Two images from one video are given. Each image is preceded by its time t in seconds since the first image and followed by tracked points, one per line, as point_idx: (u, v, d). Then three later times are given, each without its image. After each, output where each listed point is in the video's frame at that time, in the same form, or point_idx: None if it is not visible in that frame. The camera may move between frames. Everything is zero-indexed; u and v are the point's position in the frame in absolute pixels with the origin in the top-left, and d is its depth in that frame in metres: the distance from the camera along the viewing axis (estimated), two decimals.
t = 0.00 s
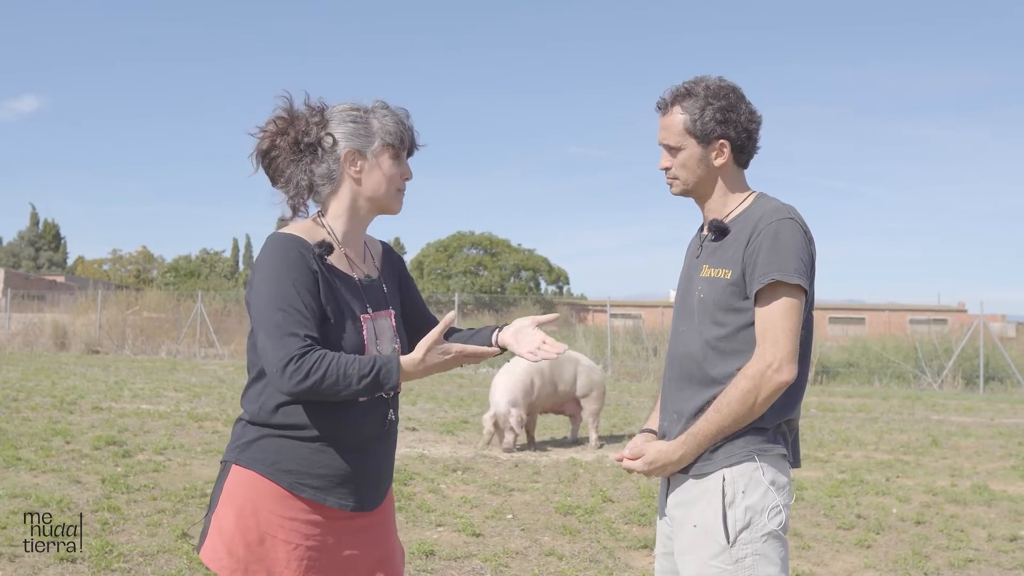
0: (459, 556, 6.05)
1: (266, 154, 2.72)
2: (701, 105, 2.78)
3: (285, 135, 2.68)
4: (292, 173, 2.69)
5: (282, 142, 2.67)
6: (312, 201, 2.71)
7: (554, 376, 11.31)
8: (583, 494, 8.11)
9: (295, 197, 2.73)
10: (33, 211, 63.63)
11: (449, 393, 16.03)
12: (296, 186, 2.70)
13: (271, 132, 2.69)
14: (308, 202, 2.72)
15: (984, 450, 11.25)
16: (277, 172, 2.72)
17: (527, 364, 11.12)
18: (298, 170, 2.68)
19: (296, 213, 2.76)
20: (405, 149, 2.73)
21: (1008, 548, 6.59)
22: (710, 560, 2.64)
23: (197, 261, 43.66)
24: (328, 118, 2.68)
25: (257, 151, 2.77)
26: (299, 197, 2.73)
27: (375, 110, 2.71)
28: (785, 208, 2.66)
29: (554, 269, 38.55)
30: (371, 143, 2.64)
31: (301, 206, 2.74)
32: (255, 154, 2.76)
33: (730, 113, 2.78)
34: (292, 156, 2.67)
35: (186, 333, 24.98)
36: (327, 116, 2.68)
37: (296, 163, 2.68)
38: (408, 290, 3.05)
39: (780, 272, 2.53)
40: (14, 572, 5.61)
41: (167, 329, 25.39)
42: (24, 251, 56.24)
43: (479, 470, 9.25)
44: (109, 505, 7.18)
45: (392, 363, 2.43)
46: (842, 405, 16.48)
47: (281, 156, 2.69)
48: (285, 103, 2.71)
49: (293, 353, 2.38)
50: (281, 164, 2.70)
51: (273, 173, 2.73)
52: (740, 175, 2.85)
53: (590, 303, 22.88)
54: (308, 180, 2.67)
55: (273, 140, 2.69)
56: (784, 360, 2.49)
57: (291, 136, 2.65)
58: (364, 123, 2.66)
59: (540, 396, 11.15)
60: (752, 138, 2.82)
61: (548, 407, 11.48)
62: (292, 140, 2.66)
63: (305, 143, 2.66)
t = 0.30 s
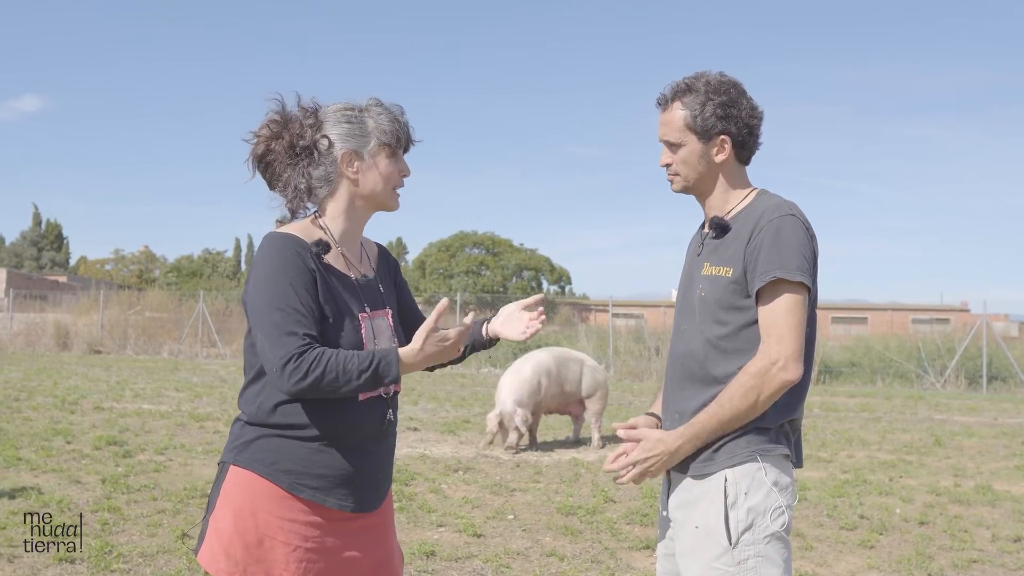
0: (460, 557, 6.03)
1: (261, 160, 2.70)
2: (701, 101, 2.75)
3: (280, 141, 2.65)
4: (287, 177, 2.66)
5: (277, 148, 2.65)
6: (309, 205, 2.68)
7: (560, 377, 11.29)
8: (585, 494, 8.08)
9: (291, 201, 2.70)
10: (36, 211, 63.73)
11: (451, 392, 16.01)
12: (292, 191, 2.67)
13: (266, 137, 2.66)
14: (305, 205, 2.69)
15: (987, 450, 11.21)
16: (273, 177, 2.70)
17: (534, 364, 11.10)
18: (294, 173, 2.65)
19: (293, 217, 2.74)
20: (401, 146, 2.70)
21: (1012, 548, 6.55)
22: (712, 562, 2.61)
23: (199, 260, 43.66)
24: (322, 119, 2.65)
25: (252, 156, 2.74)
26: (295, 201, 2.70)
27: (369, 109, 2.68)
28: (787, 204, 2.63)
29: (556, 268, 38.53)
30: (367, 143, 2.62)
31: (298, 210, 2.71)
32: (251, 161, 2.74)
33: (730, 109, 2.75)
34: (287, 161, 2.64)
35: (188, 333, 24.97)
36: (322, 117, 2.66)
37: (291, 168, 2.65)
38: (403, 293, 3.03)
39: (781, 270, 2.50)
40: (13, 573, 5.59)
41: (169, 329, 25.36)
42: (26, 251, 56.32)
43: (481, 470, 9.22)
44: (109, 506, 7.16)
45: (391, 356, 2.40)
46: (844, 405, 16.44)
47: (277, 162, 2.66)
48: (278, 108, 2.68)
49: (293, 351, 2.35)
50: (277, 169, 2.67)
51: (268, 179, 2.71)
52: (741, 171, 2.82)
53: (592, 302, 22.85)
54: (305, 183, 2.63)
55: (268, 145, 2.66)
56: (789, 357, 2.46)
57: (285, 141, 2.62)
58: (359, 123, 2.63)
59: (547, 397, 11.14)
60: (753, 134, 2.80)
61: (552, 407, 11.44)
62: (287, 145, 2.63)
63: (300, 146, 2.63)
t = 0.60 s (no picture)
0: (462, 559, 6.01)
1: (255, 145, 2.65)
2: (707, 101, 2.72)
3: (277, 127, 2.60)
4: (280, 167, 2.61)
5: (272, 134, 2.60)
6: (298, 196, 2.63)
7: (564, 378, 11.27)
8: (588, 495, 8.06)
9: (280, 190, 2.65)
10: (41, 212, 63.91)
11: (455, 393, 16.00)
12: (282, 180, 2.63)
13: (262, 123, 2.61)
14: (293, 196, 2.64)
15: (993, 451, 11.16)
16: (264, 163, 2.65)
17: (537, 365, 11.07)
18: (286, 166, 2.60)
19: (281, 208, 2.70)
20: (398, 154, 2.69)
21: (1019, 551, 6.50)
22: (715, 567, 2.59)
23: (203, 260, 43.71)
24: (321, 116, 2.61)
25: (246, 136, 2.68)
26: (285, 192, 2.65)
27: (369, 112, 2.65)
28: (792, 203, 2.61)
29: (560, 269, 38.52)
30: (364, 149, 2.60)
31: (286, 201, 2.66)
32: (243, 141, 2.68)
33: (736, 108, 2.72)
34: (281, 152, 2.60)
35: (192, 333, 24.99)
36: (321, 114, 2.61)
37: (284, 158, 2.60)
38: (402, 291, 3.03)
39: (786, 270, 2.47)
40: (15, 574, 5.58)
41: (172, 329, 25.38)
42: (31, 252, 56.48)
43: (484, 471, 9.21)
44: (110, 507, 7.15)
45: (424, 313, 2.39)
46: (849, 406, 16.39)
47: (270, 148, 2.62)
48: (276, 94, 2.63)
49: (324, 331, 2.30)
50: (269, 157, 2.62)
51: (259, 164, 2.66)
52: (747, 171, 2.79)
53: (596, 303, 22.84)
54: (297, 178, 2.60)
55: (263, 132, 2.61)
56: (792, 357, 2.43)
57: (282, 131, 2.57)
58: (359, 127, 2.61)
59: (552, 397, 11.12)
60: (759, 134, 2.76)
61: (556, 407, 11.36)
62: (283, 133, 2.58)
63: (296, 141, 2.58)
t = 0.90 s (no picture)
0: (465, 559, 6.00)
1: (257, 147, 2.62)
2: (713, 98, 2.71)
3: (281, 131, 2.58)
4: (283, 171, 2.58)
5: (277, 139, 2.57)
6: (303, 198, 2.61)
7: (569, 377, 11.28)
8: (591, 496, 8.04)
9: (283, 194, 2.63)
10: (49, 213, 64.14)
11: (459, 393, 16.01)
12: (285, 182, 2.60)
13: (266, 125, 2.58)
14: (298, 200, 2.62)
15: (1000, 452, 11.10)
16: (266, 167, 2.63)
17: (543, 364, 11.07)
18: (290, 168, 2.57)
19: (285, 213, 2.69)
20: (401, 156, 2.69)
21: None
22: (714, 568, 2.58)
23: (210, 261, 43.81)
24: (325, 118, 2.59)
25: (247, 139, 2.65)
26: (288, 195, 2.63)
27: (372, 114, 2.65)
28: (795, 202, 2.59)
29: (566, 269, 38.50)
30: (369, 152, 2.60)
31: (289, 204, 2.64)
32: (244, 143, 2.65)
33: (742, 106, 2.70)
34: (285, 156, 2.57)
35: (198, 334, 25.07)
36: (325, 116, 2.60)
37: (288, 162, 2.57)
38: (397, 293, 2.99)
39: (786, 266, 2.45)
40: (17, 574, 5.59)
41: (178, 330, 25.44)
42: (38, 253, 56.76)
43: (488, 472, 9.19)
44: (114, 507, 7.17)
45: (404, 358, 2.41)
46: (855, 406, 16.34)
47: (274, 151, 2.59)
48: (279, 97, 2.61)
49: (301, 350, 2.33)
50: (273, 160, 2.59)
51: (261, 167, 2.64)
52: (751, 169, 2.78)
53: (602, 303, 22.86)
54: (301, 181, 2.57)
55: (267, 135, 2.59)
56: (788, 355, 2.41)
57: (287, 134, 2.54)
58: (363, 129, 2.60)
59: (558, 396, 11.11)
60: (764, 133, 2.74)
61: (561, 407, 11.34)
62: (289, 137, 2.56)
63: (300, 143, 2.56)
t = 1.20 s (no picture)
0: (468, 559, 6.00)
1: (261, 142, 2.63)
2: (713, 98, 2.71)
3: (285, 128, 2.59)
4: (285, 167, 2.59)
5: (281, 136, 2.58)
6: (304, 196, 2.62)
7: (573, 377, 11.33)
8: (595, 496, 8.04)
9: (284, 190, 2.63)
10: (54, 213, 64.34)
11: (463, 394, 16.02)
12: (287, 179, 2.60)
13: (273, 121, 2.59)
14: (298, 197, 2.63)
15: (1004, 453, 11.08)
16: (270, 163, 2.63)
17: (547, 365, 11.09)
18: (292, 165, 2.58)
19: (286, 209, 2.69)
20: (405, 160, 2.69)
21: None
22: (715, 567, 2.58)
23: (215, 261, 43.89)
24: (331, 119, 2.60)
25: (252, 131, 2.66)
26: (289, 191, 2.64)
27: (379, 118, 2.65)
28: (797, 202, 2.59)
29: (570, 270, 38.49)
30: (373, 155, 2.60)
31: (290, 199, 2.65)
32: (249, 136, 2.66)
33: (742, 106, 2.70)
34: (288, 152, 2.58)
35: (202, 334, 25.12)
36: (331, 116, 2.60)
37: (291, 159, 2.58)
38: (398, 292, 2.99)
39: (790, 268, 2.45)
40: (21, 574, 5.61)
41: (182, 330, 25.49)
42: (44, 253, 56.96)
43: (491, 472, 9.20)
44: (117, 507, 7.18)
45: (405, 364, 2.42)
46: (860, 407, 16.32)
47: (277, 148, 2.60)
48: (285, 94, 2.61)
49: (301, 351, 2.34)
50: (276, 157, 2.60)
51: (265, 162, 2.65)
52: (753, 169, 2.78)
53: (606, 303, 22.89)
54: (303, 178, 2.58)
55: (272, 130, 2.59)
56: (791, 357, 2.42)
57: (292, 132, 2.55)
58: (368, 131, 2.61)
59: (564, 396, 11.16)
60: (765, 132, 2.74)
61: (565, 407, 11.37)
62: (292, 135, 2.56)
63: (305, 141, 2.57)
